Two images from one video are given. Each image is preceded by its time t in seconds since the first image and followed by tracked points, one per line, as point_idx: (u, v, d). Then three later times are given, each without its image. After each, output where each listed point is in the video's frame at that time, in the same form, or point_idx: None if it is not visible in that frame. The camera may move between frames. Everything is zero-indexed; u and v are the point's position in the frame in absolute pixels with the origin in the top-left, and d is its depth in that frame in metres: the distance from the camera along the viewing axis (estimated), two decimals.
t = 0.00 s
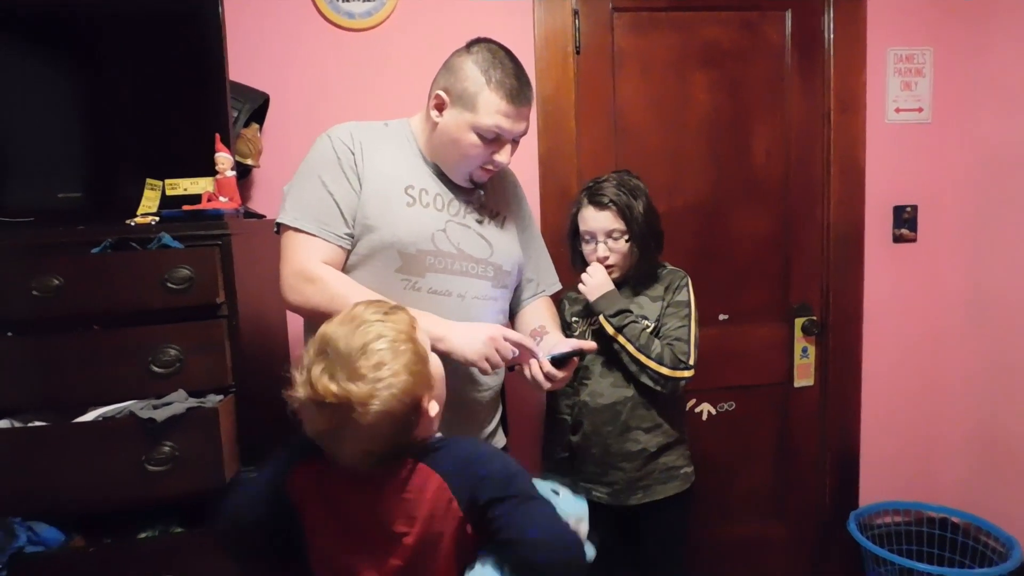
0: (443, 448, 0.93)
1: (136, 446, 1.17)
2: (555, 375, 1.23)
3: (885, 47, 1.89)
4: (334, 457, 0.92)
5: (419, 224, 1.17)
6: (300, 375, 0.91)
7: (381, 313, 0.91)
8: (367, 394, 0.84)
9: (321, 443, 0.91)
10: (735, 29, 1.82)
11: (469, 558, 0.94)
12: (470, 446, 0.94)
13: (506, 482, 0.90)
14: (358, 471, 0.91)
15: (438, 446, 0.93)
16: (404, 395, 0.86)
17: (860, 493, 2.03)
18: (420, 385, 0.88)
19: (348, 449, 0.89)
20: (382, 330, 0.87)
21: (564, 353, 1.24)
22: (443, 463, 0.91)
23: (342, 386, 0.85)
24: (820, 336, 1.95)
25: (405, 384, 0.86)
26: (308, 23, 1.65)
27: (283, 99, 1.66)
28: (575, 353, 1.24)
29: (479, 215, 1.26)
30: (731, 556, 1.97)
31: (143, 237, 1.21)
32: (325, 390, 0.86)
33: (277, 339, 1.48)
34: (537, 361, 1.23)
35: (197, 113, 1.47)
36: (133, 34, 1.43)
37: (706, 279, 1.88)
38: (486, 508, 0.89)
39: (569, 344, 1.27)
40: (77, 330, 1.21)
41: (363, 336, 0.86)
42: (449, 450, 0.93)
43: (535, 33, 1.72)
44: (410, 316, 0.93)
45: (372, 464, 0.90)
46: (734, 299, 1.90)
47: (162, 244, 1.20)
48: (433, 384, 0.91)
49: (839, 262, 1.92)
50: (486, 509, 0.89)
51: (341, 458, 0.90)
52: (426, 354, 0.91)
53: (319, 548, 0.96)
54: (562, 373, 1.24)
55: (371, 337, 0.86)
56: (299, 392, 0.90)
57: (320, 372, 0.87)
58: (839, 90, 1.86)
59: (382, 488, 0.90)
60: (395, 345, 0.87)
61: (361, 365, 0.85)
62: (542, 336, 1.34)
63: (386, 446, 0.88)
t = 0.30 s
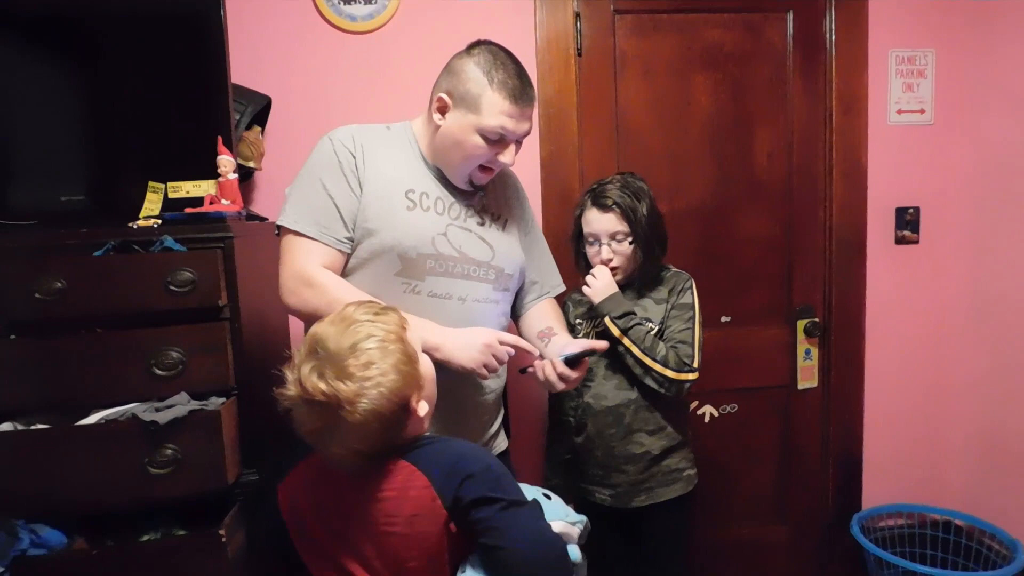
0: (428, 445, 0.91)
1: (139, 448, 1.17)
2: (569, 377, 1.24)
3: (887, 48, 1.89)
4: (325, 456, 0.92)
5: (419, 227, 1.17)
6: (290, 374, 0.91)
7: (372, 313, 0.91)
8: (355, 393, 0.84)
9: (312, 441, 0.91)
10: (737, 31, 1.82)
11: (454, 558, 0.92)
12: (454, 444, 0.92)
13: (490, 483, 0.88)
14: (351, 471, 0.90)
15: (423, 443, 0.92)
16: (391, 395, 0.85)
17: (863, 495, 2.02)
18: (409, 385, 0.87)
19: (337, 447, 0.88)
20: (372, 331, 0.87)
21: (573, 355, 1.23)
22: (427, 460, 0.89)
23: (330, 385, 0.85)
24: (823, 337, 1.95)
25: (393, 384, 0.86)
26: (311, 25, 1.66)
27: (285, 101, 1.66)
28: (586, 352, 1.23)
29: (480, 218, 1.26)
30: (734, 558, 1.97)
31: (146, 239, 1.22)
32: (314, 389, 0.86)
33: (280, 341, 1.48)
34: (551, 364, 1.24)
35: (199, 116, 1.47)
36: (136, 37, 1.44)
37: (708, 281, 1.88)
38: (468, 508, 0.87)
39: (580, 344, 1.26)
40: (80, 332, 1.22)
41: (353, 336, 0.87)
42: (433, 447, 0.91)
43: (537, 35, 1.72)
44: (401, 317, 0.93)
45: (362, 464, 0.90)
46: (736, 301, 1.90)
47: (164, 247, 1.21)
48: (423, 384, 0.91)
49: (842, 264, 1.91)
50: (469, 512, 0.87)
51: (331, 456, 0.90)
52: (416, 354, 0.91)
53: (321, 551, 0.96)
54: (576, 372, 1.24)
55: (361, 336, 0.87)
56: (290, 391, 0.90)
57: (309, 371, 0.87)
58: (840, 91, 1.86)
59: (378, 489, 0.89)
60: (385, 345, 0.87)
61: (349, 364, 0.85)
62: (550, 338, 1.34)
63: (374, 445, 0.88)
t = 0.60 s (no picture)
0: (423, 447, 0.91)
1: (140, 447, 1.17)
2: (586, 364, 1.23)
3: (888, 48, 1.88)
4: (323, 456, 0.91)
5: (419, 227, 1.17)
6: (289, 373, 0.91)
7: (371, 312, 0.91)
8: (353, 391, 0.84)
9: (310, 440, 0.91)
10: (738, 30, 1.82)
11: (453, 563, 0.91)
12: (450, 446, 0.91)
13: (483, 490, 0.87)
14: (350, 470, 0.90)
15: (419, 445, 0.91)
16: (391, 393, 0.85)
17: (864, 494, 2.02)
18: (408, 383, 0.87)
19: (336, 446, 0.88)
20: (371, 329, 0.87)
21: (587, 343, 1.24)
22: (422, 463, 0.89)
23: (329, 383, 0.85)
24: (824, 337, 1.95)
25: (392, 382, 0.85)
26: (312, 24, 1.66)
27: (287, 100, 1.67)
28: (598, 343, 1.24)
29: (481, 218, 1.26)
30: (735, 558, 1.97)
31: (148, 238, 1.22)
32: (312, 387, 0.86)
33: (281, 340, 1.48)
34: (565, 354, 1.23)
35: (201, 115, 1.47)
36: (138, 36, 1.44)
37: (709, 280, 1.88)
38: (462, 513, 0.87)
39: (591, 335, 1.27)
40: (82, 331, 1.22)
41: (352, 334, 0.87)
42: (429, 450, 0.90)
43: (538, 34, 1.72)
44: (400, 316, 0.93)
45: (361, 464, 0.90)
46: (737, 300, 1.90)
47: (165, 245, 1.21)
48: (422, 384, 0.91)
49: (843, 263, 1.91)
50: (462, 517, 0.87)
51: (329, 456, 0.90)
52: (415, 353, 0.91)
53: (321, 550, 0.96)
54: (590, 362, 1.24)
55: (360, 335, 0.86)
56: (288, 390, 0.89)
57: (307, 370, 0.87)
58: (842, 90, 1.85)
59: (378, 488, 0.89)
60: (384, 344, 0.87)
61: (347, 362, 0.85)
62: (557, 334, 1.34)
63: (372, 444, 0.88)
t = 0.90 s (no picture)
0: (464, 467, 0.85)
1: (143, 446, 1.17)
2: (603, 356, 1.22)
3: (890, 48, 1.88)
4: (364, 468, 0.85)
5: (419, 232, 1.18)
6: (332, 381, 0.85)
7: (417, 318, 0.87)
8: (407, 392, 0.80)
9: (353, 451, 0.84)
10: (740, 30, 1.82)
11: None
12: (490, 467, 0.86)
13: (532, 510, 0.82)
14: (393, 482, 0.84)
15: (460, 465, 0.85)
16: (444, 397, 0.81)
17: (866, 496, 2.02)
18: (461, 389, 0.83)
19: (383, 454, 0.82)
20: (422, 329, 0.83)
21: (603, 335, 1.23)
22: (465, 488, 0.83)
23: (381, 386, 0.80)
24: (826, 337, 1.95)
25: (447, 384, 0.81)
26: (314, 25, 1.66)
27: (290, 101, 1.67)
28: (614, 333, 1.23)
29: (482, 220, 1.26)
30: (737, 559, 1.97)
31: (151, 238, 1.22)
32: (364, 390, 0.80)
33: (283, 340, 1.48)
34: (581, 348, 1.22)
35: (203, 115, 1.47)
36: (141, 36, 1.44)
37: (711, 281, 1.88)
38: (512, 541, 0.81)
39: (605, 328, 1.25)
40: (85, 331, 1.22)
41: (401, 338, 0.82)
42: (470, 471, 0.84)
43: (540, 35, 1.72)
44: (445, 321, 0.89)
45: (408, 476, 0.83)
46: (739, 302, 1.90)
47: (169, 245, 1.21)
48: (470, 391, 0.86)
49: (845, 264, 1.91)
50: (513, 546, 0.81)
51: (373, 466, 0.84)
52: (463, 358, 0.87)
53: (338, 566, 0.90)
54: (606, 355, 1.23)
55: (409, 338, 0.82)
56: (332, 398, 0.84)
57: (355, 373, 0.81)
58: (844, 90, 1.85)
59: (414, 501, 0.83)
60: (436, 346, 0.83)
61: (399, 364, 0.80)
62: (568, 329, 1.32)
63: (424, 452, 0.83)
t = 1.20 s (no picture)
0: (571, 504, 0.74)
1: (144, 441, 1.17)
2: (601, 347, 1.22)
3: (893, 47, 1.88)
4: (478, 480, 0.71)
5: (415, 227, 1.17)
6: (435, 384, 0.72)
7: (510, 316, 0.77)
8: (537, 382, 0.69)
9: (463, 461, 0.71)
10: (742, 28, 1.82)
11: None
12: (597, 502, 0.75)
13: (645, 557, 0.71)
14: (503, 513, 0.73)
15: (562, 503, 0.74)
16: (569, 390, 0.71)
17: (866, 495, 2.02)
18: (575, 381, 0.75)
19: (511, 455, 0.69)
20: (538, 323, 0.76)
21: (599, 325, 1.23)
22: (571, 532, 0.72)
23: (508, 377, 0.68)
24: (827, 336, 1.94)
25: (572, 381, 0.73)
26: (317, 20, 1.66)
27: (292, 96, 1.67)
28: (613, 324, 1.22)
29: (478, 216, 1.25)
30: (738, 557, 1.97)
31: (152, 233, 1.22)
32: (492, 382, 0.68)
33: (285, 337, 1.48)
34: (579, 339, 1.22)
35: (205, 110, 1.47)
36: (142, 31, 1.44)
37: (712, 279, 1.88)
38: None
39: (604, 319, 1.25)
40: (86, 326, 1.22)
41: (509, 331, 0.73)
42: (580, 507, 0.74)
43: (543, 31, 1.72)
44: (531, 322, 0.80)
45: (523, 489, 0.72)
46: (741, 300, 1.90)
47: (170, 240, 1.21)
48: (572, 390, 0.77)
49: (847, 262, 1.91)
50: None
51: (494, 475, 0.70)
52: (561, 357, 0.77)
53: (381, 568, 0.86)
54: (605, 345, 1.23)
55: (518, 330, 0.73)
56: (443, 400, 0.70)
57: (472, 368, 0.70)
58: (847, 89, 1.85)
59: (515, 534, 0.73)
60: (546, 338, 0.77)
61: (521, 354, 0.70)
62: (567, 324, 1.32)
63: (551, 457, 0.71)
